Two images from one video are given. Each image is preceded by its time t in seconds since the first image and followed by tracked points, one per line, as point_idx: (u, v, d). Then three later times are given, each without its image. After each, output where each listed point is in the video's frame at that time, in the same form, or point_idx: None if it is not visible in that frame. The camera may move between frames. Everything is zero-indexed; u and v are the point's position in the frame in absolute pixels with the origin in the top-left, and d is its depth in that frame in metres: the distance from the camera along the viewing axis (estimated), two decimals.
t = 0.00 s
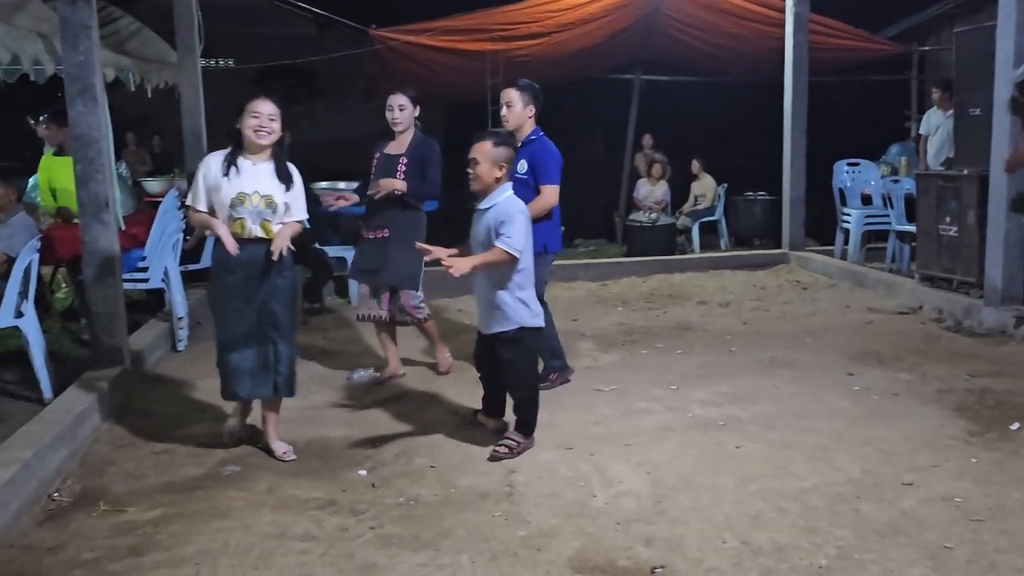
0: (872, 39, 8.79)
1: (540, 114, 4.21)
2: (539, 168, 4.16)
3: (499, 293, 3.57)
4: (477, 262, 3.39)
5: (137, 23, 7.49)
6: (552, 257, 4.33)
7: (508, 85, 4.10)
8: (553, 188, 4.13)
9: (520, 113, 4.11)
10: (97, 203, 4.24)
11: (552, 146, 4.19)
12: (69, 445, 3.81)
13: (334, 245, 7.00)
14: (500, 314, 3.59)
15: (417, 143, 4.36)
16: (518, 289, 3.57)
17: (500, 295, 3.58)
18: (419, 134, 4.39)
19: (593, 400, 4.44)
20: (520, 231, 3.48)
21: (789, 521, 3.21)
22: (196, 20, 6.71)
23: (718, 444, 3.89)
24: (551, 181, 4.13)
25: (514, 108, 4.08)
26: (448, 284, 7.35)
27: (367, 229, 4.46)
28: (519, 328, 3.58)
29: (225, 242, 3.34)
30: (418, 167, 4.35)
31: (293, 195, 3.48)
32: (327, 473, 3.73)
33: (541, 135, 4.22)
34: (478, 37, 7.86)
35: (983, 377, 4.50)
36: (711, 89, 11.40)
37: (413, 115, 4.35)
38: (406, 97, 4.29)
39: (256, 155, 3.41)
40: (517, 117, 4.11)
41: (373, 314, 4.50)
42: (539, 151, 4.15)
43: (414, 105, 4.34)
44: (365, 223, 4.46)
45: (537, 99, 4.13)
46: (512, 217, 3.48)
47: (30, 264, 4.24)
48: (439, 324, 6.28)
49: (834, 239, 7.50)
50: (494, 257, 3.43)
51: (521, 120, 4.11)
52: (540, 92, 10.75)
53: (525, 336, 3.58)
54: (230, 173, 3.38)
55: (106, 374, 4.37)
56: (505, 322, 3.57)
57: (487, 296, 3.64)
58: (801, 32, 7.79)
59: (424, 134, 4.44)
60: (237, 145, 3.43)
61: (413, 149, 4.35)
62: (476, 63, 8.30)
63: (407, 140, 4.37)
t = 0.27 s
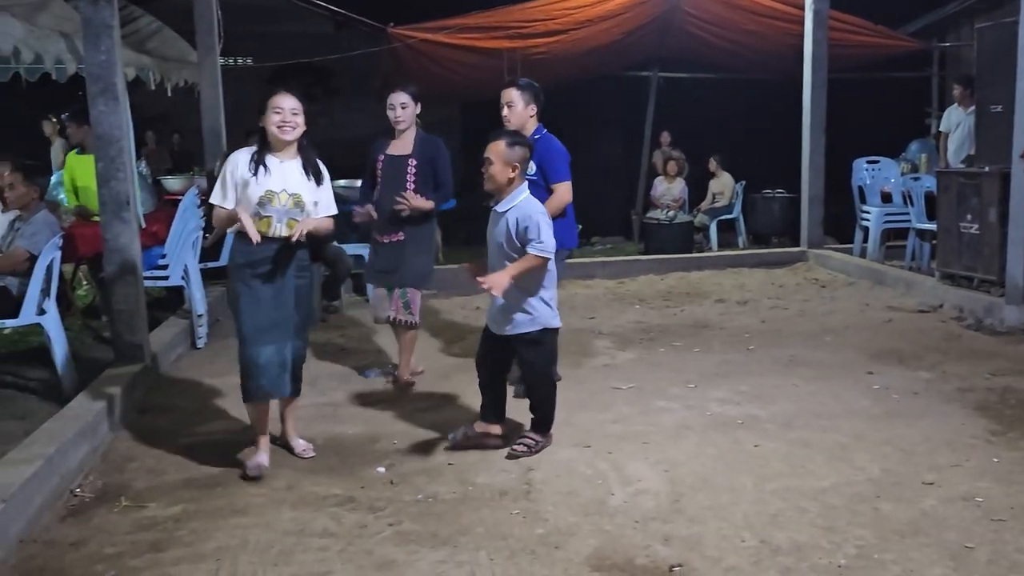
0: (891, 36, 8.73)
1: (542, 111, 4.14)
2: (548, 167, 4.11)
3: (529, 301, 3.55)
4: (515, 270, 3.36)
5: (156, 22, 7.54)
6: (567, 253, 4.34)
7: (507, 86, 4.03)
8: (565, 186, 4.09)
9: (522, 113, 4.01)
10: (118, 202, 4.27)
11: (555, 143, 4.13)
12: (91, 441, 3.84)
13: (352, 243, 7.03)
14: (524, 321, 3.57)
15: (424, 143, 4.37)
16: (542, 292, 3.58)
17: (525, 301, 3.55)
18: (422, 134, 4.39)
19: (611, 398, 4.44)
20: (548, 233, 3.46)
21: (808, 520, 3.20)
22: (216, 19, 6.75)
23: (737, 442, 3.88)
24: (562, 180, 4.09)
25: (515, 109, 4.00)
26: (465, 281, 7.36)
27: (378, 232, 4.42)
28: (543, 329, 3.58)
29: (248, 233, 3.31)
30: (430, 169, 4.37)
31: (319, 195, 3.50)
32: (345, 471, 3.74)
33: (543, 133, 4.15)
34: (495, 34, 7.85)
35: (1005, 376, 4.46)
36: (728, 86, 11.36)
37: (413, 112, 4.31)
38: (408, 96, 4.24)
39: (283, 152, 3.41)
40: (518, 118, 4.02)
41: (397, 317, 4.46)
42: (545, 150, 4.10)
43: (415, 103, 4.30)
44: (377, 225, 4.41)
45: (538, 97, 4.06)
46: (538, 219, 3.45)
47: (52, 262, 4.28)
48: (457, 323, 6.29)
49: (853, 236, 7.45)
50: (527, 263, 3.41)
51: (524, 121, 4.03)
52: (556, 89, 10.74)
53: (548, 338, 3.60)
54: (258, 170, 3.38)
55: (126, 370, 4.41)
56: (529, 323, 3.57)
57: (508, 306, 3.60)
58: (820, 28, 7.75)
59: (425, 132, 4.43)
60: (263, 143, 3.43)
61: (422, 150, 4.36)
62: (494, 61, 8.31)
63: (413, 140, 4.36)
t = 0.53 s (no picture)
0: (911, 33, 8.68)
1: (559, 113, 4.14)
2: (561, 168, 4.10)
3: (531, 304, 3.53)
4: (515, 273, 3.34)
5: (174, 22, 7.58)
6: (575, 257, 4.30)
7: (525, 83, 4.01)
8: (576, 189, 4.08)
9: (540, 112, 4.02)
10: (137, 201, 4.30)
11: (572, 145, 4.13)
12: (111, 438, 3.87)
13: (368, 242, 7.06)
14: (532, 324, 3.53)
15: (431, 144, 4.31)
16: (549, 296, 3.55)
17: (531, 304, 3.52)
18: (428, 135, 4.33)
19: (627, 398, 4.44)
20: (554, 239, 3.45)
21: (826, 521, 3.19)
22: (234, 20, 6.78)
23: (754, 442, 3.87)
24: (574, 182, 4.08)
25: (533, 108, 4.00)
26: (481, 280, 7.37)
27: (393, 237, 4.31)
28: (553, 329, 3.56)
29: (263, 241, 3.25)
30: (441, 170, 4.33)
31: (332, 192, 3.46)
32: (362, 469, 3.76)
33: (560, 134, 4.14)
34: (514, 33, 7.90)
35: None
36: (745, 84, 11.31)
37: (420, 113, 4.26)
38: (414, 97, 4.20)
39: (294, 152, 3.34)
40: (536, 116, 4.02)
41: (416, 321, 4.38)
42: (560, 151, 4.09)
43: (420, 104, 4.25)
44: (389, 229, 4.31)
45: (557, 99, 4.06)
46: (543, 225, 3.44)
47: (72, 262, 4.31)
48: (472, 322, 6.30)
49: (871, 235, 7.41)
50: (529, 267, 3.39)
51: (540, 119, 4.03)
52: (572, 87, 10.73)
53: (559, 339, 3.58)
54: (270, 173, 3.29)
55: (146, 369, 4.43)
56: (535, 327, 3.53)
57: (510, 309, 3.57)
58: (839, 26, 7.70)
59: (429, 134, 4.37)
60: (271, 144, 3.33)
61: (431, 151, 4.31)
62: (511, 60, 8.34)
63: (421, 142, 4.30)
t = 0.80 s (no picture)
0: (928, 32, 8.64)
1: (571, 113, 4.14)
2: (573, 168, 4.09)
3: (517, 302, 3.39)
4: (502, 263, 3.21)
5: (190, 22, 7.61)
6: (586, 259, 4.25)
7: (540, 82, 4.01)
8: (588, 190, 4.07)
9: (552, 111, 4.01)
10: (154, 200, 4.31)
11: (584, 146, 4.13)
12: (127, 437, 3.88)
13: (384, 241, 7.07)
14: (517, 324, 3.38)
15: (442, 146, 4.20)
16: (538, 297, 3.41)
17: (518, 302, 3.39)
18: (440, 137, 4.23)
19: (642, 398, 4.43)
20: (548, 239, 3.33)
21: (844, 522, 3.18)
22: (250, 20, 6.79)
23: (770, 443, 3.86)
24: (586, 182, 4.07)
25: (546, 107, 4.00)
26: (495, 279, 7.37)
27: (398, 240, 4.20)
28: (542, 335, 3.41)
29: (278, 252, 3.16)
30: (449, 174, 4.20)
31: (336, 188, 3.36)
32: (378, 468, 3.76)
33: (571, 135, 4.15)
34: (529, 33, 7.90)
35: None
36: (759, 83, 11.28)
37: (431, 114, 4.17)
38: (426, 96, 4.12)
39: (297, 152, 3.24)
40: (549, 114, 4.02)
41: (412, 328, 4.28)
42: (573, 152, 4.09)
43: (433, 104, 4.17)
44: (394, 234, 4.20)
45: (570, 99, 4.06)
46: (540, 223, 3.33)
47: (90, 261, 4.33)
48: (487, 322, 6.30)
49: (888, 235, 7.38)
50: (521, 260, 3.26)
51: (553, 118, 4.03)
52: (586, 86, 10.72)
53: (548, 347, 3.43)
54: (274, 175, 3.18)
55: (163, 368, 4.45)
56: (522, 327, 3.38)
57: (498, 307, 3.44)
58: (856, 25, 7.67)
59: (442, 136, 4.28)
60: (272, 145, 3.23)
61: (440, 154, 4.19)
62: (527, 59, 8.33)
63: (431, 143, 4.20)
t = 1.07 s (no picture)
0: (944, 31, 8.58)
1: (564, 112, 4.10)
2: (574, 171, 4.09)
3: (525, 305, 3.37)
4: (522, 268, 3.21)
5: (204, 23, 7.64)
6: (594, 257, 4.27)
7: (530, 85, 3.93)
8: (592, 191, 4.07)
9: (546, 113, 3.95)
10: (169, 200, 4.33)
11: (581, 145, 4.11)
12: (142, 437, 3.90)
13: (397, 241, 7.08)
14: (521, 326, 3.36)
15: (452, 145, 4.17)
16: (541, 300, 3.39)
17: (523, 304, 3.37)
18: (450, 135, 4.19)
19: (656, 398, 4.43)
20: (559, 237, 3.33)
21: (859, 523, 3.17)
22: (264, 20, 6.81)
23: (785, 444, 3.85)
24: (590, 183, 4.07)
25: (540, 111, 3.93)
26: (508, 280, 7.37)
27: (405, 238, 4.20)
28: (544, 337, 3.38)
29: (291, 247, 3.16)
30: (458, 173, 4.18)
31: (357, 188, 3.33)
32: (392, 468, 3.77)
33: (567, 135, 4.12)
34: (542, 32, 7.90)
35: None
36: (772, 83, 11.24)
37: (439, 111, 4.10)
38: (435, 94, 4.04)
39: (312, 159, 3.24)
40: (544, 118, 3.96)
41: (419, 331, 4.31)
42: (574, 153, 4.09)
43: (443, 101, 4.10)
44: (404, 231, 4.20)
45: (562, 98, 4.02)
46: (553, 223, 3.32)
47: (105, 261, 4.34)
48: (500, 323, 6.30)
49: (902, 235, 7.35)
50: (537, 263, 3.25)
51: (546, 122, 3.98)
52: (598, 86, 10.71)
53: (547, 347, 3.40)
54: (290, 181, 3.19)
55: (176, 368, 4.46)
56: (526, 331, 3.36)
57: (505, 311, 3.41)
58: (870, 24, 7.63)
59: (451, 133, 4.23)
60: (288, 153, 3.24)
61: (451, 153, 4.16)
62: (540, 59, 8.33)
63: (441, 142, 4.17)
